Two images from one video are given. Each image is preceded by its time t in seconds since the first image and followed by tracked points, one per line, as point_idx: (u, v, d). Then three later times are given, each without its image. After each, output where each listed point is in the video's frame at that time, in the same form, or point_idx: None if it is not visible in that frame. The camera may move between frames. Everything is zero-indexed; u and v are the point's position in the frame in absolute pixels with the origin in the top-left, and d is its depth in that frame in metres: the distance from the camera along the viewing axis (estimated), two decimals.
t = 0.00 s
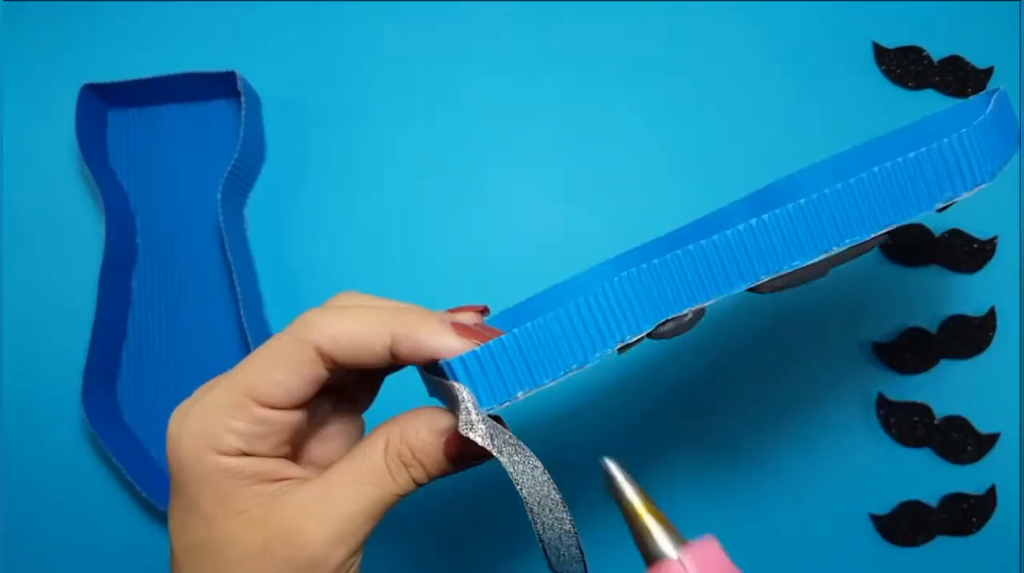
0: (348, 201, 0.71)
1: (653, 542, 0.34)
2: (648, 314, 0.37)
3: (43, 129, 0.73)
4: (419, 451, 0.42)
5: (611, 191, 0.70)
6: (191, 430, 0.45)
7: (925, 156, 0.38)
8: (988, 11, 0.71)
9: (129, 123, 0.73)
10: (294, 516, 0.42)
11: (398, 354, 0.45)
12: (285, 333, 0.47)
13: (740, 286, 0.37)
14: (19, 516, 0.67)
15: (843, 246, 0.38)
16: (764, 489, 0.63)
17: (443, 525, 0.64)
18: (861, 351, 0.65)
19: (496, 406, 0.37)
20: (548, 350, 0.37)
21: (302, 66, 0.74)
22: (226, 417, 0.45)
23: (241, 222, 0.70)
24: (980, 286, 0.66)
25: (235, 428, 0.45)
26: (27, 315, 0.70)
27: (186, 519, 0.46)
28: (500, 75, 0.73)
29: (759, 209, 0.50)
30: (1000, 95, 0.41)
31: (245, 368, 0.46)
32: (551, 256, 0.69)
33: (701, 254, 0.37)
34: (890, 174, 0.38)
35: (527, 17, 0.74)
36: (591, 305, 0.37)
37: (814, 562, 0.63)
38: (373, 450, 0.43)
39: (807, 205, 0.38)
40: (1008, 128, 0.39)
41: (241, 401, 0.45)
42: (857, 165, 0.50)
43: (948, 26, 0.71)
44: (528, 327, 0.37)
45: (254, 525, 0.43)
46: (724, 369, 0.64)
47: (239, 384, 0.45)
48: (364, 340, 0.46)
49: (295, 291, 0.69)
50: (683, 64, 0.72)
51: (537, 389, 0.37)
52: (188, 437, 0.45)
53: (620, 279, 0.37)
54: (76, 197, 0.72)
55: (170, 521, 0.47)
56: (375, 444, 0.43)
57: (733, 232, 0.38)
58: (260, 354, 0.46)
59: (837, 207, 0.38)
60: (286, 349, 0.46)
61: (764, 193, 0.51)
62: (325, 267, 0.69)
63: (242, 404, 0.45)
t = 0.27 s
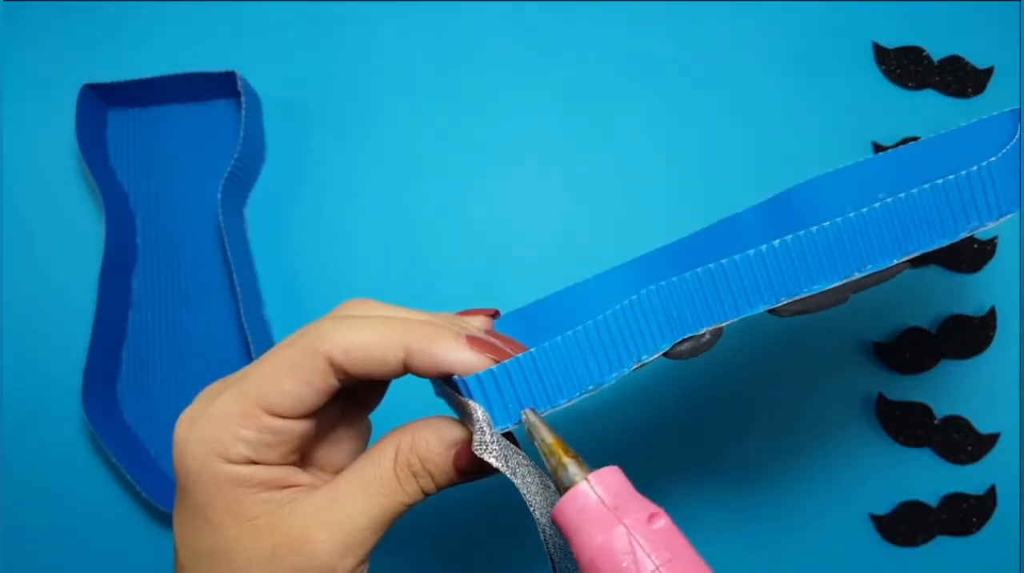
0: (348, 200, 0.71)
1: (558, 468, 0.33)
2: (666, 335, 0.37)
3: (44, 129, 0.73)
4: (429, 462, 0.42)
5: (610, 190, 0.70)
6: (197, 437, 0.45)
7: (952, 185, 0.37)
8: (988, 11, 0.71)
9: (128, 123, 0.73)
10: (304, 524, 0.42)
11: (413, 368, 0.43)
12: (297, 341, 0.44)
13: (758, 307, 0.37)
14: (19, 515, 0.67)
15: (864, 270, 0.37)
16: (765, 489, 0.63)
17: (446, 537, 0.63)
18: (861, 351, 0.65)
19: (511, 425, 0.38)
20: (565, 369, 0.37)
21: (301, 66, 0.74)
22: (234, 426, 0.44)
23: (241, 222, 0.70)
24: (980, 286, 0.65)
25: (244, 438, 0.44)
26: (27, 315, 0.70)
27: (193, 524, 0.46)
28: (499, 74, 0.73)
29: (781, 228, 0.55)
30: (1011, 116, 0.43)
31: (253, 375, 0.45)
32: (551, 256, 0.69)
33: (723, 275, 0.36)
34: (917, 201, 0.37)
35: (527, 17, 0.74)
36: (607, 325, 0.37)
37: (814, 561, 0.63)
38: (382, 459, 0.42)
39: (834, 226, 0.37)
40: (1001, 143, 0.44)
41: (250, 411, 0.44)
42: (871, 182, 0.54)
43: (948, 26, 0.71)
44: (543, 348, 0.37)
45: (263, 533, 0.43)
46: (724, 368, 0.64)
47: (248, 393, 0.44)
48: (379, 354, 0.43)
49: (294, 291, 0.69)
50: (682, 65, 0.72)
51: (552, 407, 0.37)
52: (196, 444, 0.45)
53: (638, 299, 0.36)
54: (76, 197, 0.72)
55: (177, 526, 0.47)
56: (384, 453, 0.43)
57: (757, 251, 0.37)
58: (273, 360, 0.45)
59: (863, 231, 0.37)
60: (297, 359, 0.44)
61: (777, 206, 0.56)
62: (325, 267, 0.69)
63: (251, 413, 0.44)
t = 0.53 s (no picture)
0: (349, 200, 0.71)
1: (605, 451, 0.34)
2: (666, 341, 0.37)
3: (44, 129, 0.73)
4: (426, 466, 0.42)
5: (610, 190, 0.70)
6: (194, 442, 0.45)
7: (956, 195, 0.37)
8: (988, 11, 0.71)
9: (128, 123, 0.73)
10: (301, 529, 0.42)
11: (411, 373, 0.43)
12: (294, 346, 0.44)
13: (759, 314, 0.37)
14: (20, 515, 0.67)
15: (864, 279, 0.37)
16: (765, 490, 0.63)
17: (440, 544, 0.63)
18: (861, 351, 0.65)
19: (508, 429, 0.38)
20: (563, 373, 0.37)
21: (302, 66, 0.74)
22: (230, 431, 0.44)
23: (241, 222, 0.70)
24: (980, 286, 0.66)
25: (241, 442, 0.44)
26: (27, 315, 0.70)
27: (191, 529, 0.46)
28: (499, 74, 0.73)
29: (781, 232, 0.55)
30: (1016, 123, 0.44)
31: (250, 379, 0.45)
32: (551, 256, 0.69)
33: (726, 282, 0.37)
34: (919, 210, 0.37)
35: (527, 17, 0.74)
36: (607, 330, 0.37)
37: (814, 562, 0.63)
38: (380, 464, 0.42)
39: (835, 234, 0.37)
40: (1006, 151, 0.45)
41: (247, 415, 0.44)
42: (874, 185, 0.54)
43: (948, 26, 0.71)
44: (543, 352, 0.37)
45: (260, 538, 0.43)
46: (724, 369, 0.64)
47: (244, 399, 0.44)
48: (376, 359, 0.43)
49: (294, 290, 0.69)
50: (683, 64, 0.72)
51: (549, 412, 0.38)
52: (193, 449, 0.45)
53: (640, 304, 0.37)
54: (76, 197, 0.72)
55: (175, 531, 0.47)
56: (382, 457, 0.43)
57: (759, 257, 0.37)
58: (269, 364, 0.45)
59: (864, 240, 0.37)
60: (294, 363, 0.43)
61: (777, 211, 0.55)
62: (325, 267, 0.69)
63: (247, 418, 0.44)
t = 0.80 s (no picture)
0: (349, 199, 0.71)
1: (661, 421, 0.35)
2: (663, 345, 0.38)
3: (43, 129, 0.73)
4: (422, 470, 0.42)
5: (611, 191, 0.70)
6: (190, 445, 0.45)
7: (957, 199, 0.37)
8: (988, 12, 0.71)
9: (128, 123, 0.73)
10: (297, 532, 0.42)
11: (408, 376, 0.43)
12: (290, 349, 0.44)
13: (756, 317, 0.37)
14: (20, 515, 0.67)
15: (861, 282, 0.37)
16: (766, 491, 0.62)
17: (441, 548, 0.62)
18: (860, 351, 0.65)
19: (504, 433, 0.38)
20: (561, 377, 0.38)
21: (302, 66, 0.74)
22: (226, 434, 0.44)
23: (241, 222, 0.70)
24: (980, 287, 0.66)
25: (237, 446, 0.44)
26: (27, 315, 0.70)
27: (187, 532, 0.46)
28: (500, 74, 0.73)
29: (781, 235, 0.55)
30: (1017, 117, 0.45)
31: (246, 383, 0.45)
32: (551, 257, 0.69)
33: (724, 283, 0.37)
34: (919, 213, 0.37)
35: (528, 17, 0.74)
36: (605, 333, 0.37)
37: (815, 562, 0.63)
38: (376, 467, 0.42)
39: (835, 238, 0.37)
40: (1005, 157, 0.49)
41: (243, 419, 0.44)
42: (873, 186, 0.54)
43: (948, 26, 0.71)
44: (541, 355, 0.37)
45: (255, 541, 0.43)
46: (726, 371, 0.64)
47: (240, 402, 0.44)
48: (372, 362, 0.43)
49: (294, 290, 0.69)
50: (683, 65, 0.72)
51: (545, 416, 0.38)
52: (189, 453, 0.45)
53: (639, 306, 0.37)
54: (75, 197, 0.72)
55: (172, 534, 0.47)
56: (378, 460, 0.43)
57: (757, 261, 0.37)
58: (265, 366, 0.44)
59: (863, 243, 0.37)
60: (291, 367, 0.43)
61: (777, 211, 0.55)
62: (325, 267, 0.69)
63: (243, 421, 0.44)
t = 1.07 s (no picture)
0: (349, 200, 0.71)
1: (690, 406, 0.35)
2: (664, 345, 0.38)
3: (43, 130, 0.73)
4: (426, 474, 0.42)
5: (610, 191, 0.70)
6: (192, 449, 0.44)
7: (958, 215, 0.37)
8: (987, 12, 0.71)
9: (128, 123, 0.73)
10: (302, 535, 0.42)
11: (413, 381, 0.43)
12: (295, 355, 0.44)
13: (758, 327, 0.38)
14: (19, 515, 0.67)
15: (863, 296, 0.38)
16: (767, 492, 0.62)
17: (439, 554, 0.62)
18: (860, 351, 0.65)
19: (509, 441, 0.38)
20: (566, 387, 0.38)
21: (302, 66, 0.74)
22: (230, 439, 0.44)
23: (241, 223, 0.70)
24: (980, 287, 0.66)
25: (240, 451, 0.43)
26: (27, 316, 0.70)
27: (188, 537, 0.45)
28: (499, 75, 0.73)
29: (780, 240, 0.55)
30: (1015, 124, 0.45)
31: (249, 388, 0.44)
32: (551, 256, 0.69)
33: (728, 293, 0.37)
34: (922, 228, 0.37)
35: (527, 18, 0.74)
36: (609, 342, 0.38)
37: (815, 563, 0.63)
38: (379, 471, 0.42)
39: (839, 249, 0.37)
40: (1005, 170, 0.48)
41: (247, 424, 0.43)
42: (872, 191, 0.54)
43: (948, 26, 0.71)
44: (548, 364, 0.37)
45: (259, 545, 0.43)
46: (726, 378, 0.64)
47: (243, 406, 0.44)
48: (377, 368, 0.43)
49: (294, 290, 0.69)
50: (683, 65, 0.72)
51: (550, 424, 0.38)
52: (191, 458, 0.44)
53: (644, 315, 0.38)
54: (75, 197, 0.72)
55: (172, 538, 0.46)
56: (381, 463, 0.43)
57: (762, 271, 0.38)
58: (269, 371, 0.44)
59: (865, 256, 0.37)
60: (296, 373, 0.43)
61: (776, 217, 0.56)
62: (326, 267, 0.69)
63: (247, 426, 0.43)
